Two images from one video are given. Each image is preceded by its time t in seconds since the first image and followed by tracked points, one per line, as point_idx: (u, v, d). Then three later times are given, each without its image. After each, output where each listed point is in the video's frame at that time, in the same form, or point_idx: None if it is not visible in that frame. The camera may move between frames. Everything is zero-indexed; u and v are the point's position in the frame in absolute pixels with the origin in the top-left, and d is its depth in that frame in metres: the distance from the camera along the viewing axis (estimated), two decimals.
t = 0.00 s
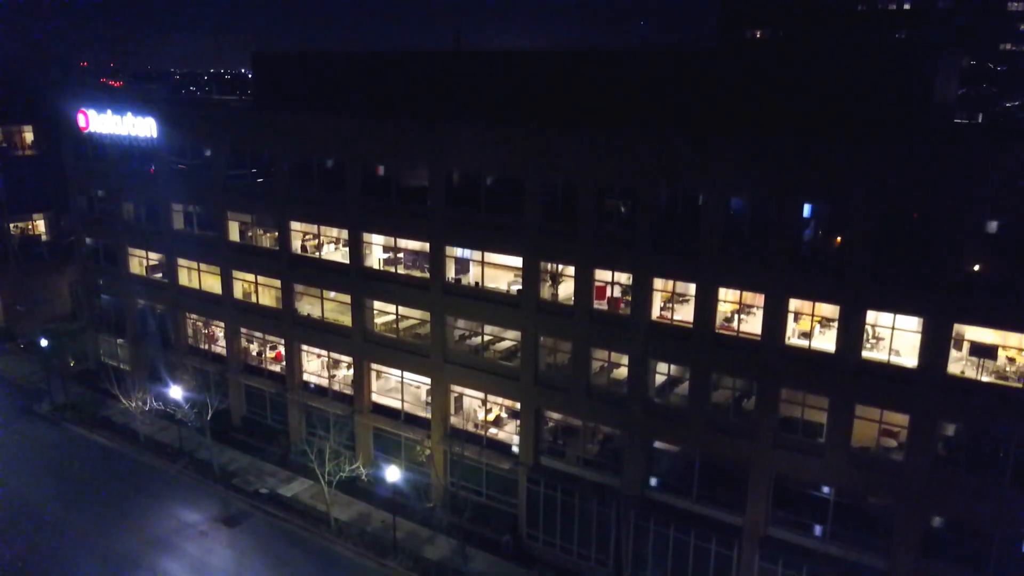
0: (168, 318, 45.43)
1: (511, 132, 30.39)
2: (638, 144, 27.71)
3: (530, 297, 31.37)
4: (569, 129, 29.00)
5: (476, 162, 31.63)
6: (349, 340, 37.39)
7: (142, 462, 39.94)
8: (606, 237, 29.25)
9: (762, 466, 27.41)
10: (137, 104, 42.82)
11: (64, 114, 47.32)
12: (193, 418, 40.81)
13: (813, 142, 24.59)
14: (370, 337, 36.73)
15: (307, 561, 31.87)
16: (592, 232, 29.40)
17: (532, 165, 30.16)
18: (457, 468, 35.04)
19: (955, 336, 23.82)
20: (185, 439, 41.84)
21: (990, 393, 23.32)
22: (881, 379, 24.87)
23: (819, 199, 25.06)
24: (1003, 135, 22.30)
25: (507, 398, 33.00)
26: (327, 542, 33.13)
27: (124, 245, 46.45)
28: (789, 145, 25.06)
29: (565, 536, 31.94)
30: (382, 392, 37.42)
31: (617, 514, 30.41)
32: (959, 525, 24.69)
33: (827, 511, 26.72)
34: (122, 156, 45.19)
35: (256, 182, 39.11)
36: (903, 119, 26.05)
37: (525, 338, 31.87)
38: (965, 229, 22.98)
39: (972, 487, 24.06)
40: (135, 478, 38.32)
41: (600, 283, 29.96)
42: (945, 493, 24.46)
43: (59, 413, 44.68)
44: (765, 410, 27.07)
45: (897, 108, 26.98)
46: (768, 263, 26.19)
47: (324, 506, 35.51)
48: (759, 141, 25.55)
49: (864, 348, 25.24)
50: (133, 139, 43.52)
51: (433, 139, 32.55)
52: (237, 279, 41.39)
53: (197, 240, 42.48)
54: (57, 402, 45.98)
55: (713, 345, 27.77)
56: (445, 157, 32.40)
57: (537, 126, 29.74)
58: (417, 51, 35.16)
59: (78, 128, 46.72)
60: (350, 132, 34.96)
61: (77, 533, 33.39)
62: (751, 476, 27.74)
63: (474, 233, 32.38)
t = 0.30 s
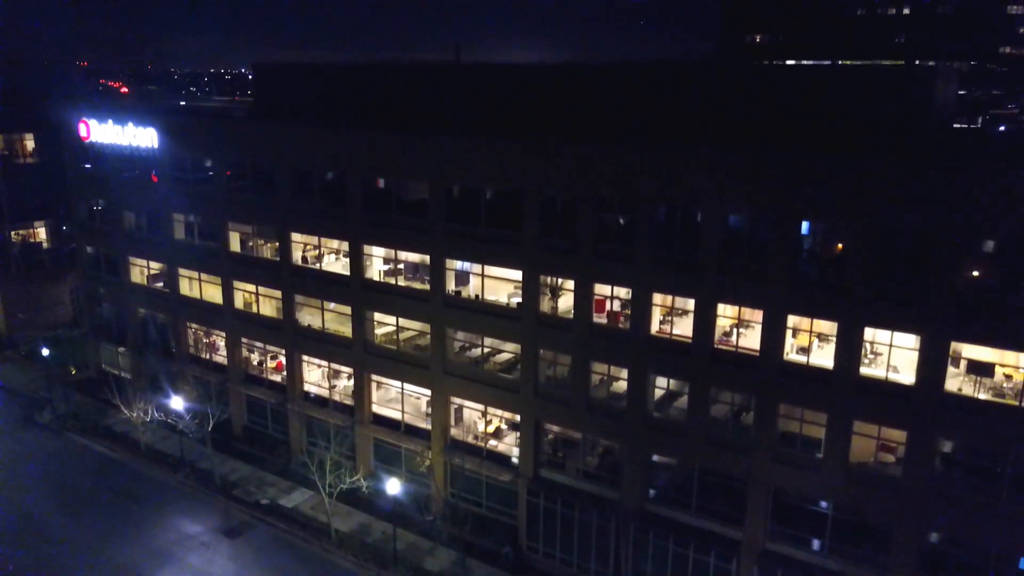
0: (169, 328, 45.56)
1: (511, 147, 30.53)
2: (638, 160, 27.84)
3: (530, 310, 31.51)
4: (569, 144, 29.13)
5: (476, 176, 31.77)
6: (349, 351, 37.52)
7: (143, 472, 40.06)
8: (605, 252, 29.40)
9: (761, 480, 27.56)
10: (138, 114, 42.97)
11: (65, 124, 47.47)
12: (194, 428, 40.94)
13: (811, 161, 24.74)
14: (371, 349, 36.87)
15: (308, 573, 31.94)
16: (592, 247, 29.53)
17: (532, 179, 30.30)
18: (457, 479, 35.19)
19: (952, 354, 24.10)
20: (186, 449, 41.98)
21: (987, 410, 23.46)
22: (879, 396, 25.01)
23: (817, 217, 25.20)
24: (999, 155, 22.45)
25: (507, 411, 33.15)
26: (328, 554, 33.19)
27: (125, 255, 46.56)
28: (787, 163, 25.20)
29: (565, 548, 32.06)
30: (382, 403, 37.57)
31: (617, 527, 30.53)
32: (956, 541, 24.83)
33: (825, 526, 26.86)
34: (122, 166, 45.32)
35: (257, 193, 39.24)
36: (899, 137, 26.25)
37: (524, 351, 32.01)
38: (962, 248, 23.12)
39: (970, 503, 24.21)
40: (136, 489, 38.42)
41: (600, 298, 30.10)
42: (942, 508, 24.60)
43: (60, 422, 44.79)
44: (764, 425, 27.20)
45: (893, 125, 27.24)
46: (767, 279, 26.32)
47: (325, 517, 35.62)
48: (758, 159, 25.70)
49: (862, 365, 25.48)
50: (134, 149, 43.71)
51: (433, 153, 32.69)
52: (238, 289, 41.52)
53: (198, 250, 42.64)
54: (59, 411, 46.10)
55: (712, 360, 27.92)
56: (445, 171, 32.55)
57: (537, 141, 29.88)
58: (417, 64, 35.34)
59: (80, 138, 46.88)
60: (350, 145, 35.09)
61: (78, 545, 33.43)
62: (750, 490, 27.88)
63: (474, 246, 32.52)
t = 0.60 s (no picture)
0: (170, 337, 45.70)
1: (511, 161, 30.65)
2: (637, 175, 27.94)
3: (530, 323, 31.63)
4: (568, 158, 29.23)
5: (476, 189, 31.89)
6: (349, 362, 37.63)
7: (144, 482, 40.18)
8: (604, 266, 29.54)
9: (760, 494, 27.68)
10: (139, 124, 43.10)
11: (66, 133, 47.64)
12: (195, 438, 41.08)
13: (808, 179, 24.86)
14: (371, 359, 36.98)
15: None
16: (591, 261, 29.65)
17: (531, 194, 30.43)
18: (457, 490, 35.35)
19: (950, 370, 24.07)
20: (188, 458, 42.12)
21: (984, 427, 23.60)
22: (877, 412, 25.13)
23: (816, 234, 25.30)
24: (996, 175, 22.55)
25: (507, 422, 33.29)
26: (329, 565, 33.24)
27: (126, 263, 46.66)
28: (785, 179, 25.32)
29: (564, 559, 32.21)
30: (383, 413, 37.70)
31: (617, 539, 30.65)
32: (954, 556, 24.98)
33: (824, 540, 27.00)
34: (123, 176, 45.44)
35: (258, 204, 39.37)
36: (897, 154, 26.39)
37: (524, 363, 32.13)
38: (958, 267, 23.26)
39: (967, 518, 24.37)
40: (137, 499, 38.53)
41: (600, 311, 30.20)
42: (939, 523, 24.77)
43: (61, 431, 44.92)
44: (763, 439, 27.30)
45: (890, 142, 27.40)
46: (766, 295, 26.45)
47: (326, 527, 35.73)
48: (755, 176, 25.83)
49: (860, 381, 25.54)
50: (135, 159, 43.81)
51: (433, 166, 32.81)
52: (239, 299, 41.63)
53: (199, 260, 42.78)
54: (60, 419, 46.24)
55: (711, 374, 28.04)
56: (445, 184, 32.67)
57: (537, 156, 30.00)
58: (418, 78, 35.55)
59: (80, 148, 47.03)
60: (351, 157, 35.20)
61: (79, 556, 33.50)
62: (749, 503, 28.00)
63: (474, 259, 32.64)
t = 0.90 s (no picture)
0: (171, 345, 45.82)
1: (510, 174, 30.76)
2: (636, 190, 28.05)
3: (529, 335, 31.74)
4: (567, 172, 29.34)
5: (476, 201, 32.00)
6: (350, 371, 37.75)
7: (145, 491, 40.26)
8: (603, 279, 29.64)
9: (759, 507, 27.80)
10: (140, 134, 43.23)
11: (66, 142, 47.75)
12: (196, 447, 41.18)
13: (805, 194, 24.97)
14: (371, 369, 37.09)
15: None
16: (591, 274, 29.76)
17: (531, 208, 30.54)
18: (457, 500, 35.47)
19: (947, 386, 24.18)
20: (188, 467, 42.22)
21: (981, 442, 23.73)
22: (875, 426, 25.24)
23: (814, 249, 25.40)
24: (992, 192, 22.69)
25: (506, 433, 33.41)
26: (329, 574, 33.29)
27: (127, 272, 46.78)
28: (783, 194, 25.40)
29: (564, 569, 32.32)
30: (383, 423, 37.83)
31: (617, 550, 30.76)
32: (951, 569, 25.10)
33: (822, 553, 27.12)
34: (124, 185, 45.55)
35: (258, 214, 39.48)
36: (894, 170, 26.49)
37: (524, 375, 32.24)
38: (956, 284, 23.39)
39: (963, 532, 24.52)
40: (138, 508, 38.60)
41: (599, 324, 30.29)
42: (937, 537, 24.90)
43: (63, 440, 45.03)
44: (762, 452, 27.41)
45: (887, 158, 27.49)
46: (765, 309, 26.55)
47: (327, 537, 35.79)
48: (753, 190, 25.90)
49: (858, 396, 25.64)
50: (136, 168, 43.97)
51: (433, 178, 32.92)
52: (240, 308, 41.74)
53: (199, 269, 42.89)
54: (61, 428, 46.36)
55: (710, 387, 28.14)
56: (444, 196, 32.78)
57: (536, 169, 30.11)
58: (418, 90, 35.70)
59: (81, 156, 47.15)
60: (351, 169, 35.31)
61: (79, 566, 33.53)
62: (748, 516, 28.12)
63: (474, 271, 32.75)
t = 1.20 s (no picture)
0: (171, 352, 45.96)
1: (510, 186, 30.85)
2: (636, 202, 28.13)
3: (529, 345, 31.86)
4: (567, 184, 29.43)
5: (476, 212, 32.10)
6: (350, 381, 37.87)
7: (146, 499, 40.37)
8: (602, 291, 29.75)
9: (758, 519, 27.92)
10: (141, 142, 43.36)
11: (67, 150, 47.86)
12: (197, 455, 41.31)
13: (803, 209, 25.04)
14: (371, 379, 37.20)
15: None
16: (590, 286, 29.87)
17: (531, 219, 30.66)
18: (457, 509, 35.60)
19: (945, 400, 24.27)
20: (189, 475, 42.34)
21: (979, 456, 23.84)
22: (873, 439, 25.36)
23: (812, 263, 25.50)
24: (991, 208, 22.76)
25: (507, 443, 33.53)
26: None
27: (128, 280, 46.90)
28: (781, 208, 25.48)
29: None
30: (383, 432, 37.96)
31: (616, 561, 30.90)
32: None
33: (821, 565, 27.25)
34: (125, 192, 45.68)
35: (259, 223, 39.58)
36: (890, 184, 26.64)
37: (524, 385, 32.36)
38: (954, 298, 23.47)
39: (961, 545, 24.64)
40: (139, 516, 38.70)
41: (599, 335, 30.40)
42: (935, 550, 25.03)
43: (64, 447, 45.16)
44: (761, 464, 27.51)
45: (883, 172, 27.66)
46: (763, 322, 26.66)
47: (327, 546, 35.86)
48: (752, 204, 25.97)
49: (856, 409, 25.79)
50: (137, 176, 44.22)
51: (433, 190, 33.02)
52: (241, 316, 41.87)
53: (200, 277, 43.00)
54: (63, 435, 46.49)
55: (709, 399, 28.26)
56: (445, 207, 32.90)
57: (536, 182, 30.20)
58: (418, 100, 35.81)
59: (82, 164, 47.28)
60: (351, 179, 35.41)
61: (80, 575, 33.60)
62: (747, 527, 28.24)
63: (474, 282, 32.86)
